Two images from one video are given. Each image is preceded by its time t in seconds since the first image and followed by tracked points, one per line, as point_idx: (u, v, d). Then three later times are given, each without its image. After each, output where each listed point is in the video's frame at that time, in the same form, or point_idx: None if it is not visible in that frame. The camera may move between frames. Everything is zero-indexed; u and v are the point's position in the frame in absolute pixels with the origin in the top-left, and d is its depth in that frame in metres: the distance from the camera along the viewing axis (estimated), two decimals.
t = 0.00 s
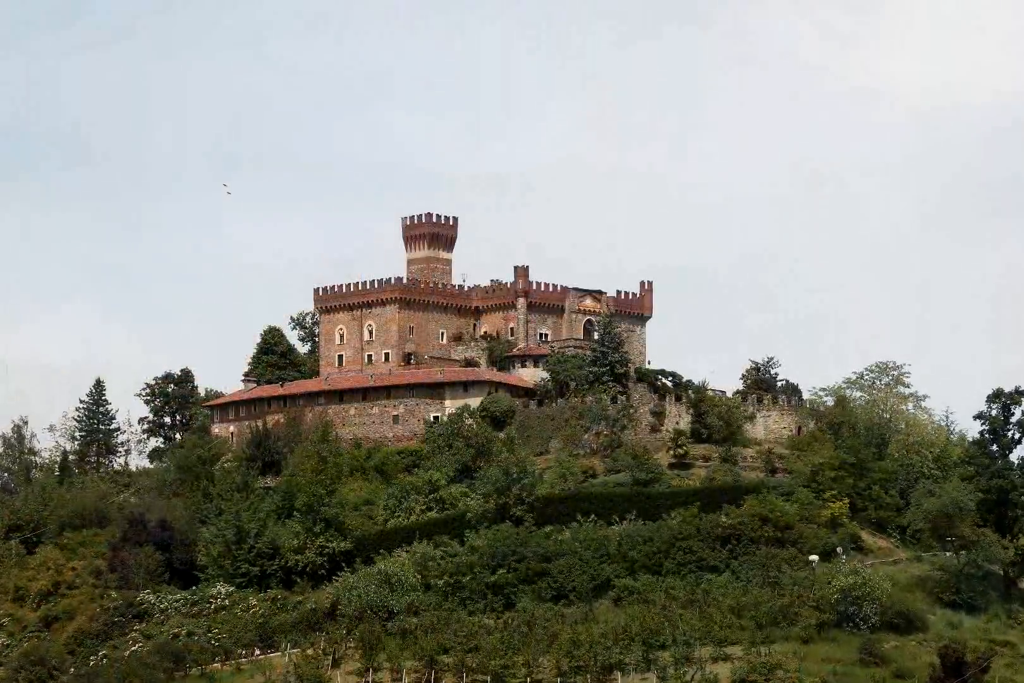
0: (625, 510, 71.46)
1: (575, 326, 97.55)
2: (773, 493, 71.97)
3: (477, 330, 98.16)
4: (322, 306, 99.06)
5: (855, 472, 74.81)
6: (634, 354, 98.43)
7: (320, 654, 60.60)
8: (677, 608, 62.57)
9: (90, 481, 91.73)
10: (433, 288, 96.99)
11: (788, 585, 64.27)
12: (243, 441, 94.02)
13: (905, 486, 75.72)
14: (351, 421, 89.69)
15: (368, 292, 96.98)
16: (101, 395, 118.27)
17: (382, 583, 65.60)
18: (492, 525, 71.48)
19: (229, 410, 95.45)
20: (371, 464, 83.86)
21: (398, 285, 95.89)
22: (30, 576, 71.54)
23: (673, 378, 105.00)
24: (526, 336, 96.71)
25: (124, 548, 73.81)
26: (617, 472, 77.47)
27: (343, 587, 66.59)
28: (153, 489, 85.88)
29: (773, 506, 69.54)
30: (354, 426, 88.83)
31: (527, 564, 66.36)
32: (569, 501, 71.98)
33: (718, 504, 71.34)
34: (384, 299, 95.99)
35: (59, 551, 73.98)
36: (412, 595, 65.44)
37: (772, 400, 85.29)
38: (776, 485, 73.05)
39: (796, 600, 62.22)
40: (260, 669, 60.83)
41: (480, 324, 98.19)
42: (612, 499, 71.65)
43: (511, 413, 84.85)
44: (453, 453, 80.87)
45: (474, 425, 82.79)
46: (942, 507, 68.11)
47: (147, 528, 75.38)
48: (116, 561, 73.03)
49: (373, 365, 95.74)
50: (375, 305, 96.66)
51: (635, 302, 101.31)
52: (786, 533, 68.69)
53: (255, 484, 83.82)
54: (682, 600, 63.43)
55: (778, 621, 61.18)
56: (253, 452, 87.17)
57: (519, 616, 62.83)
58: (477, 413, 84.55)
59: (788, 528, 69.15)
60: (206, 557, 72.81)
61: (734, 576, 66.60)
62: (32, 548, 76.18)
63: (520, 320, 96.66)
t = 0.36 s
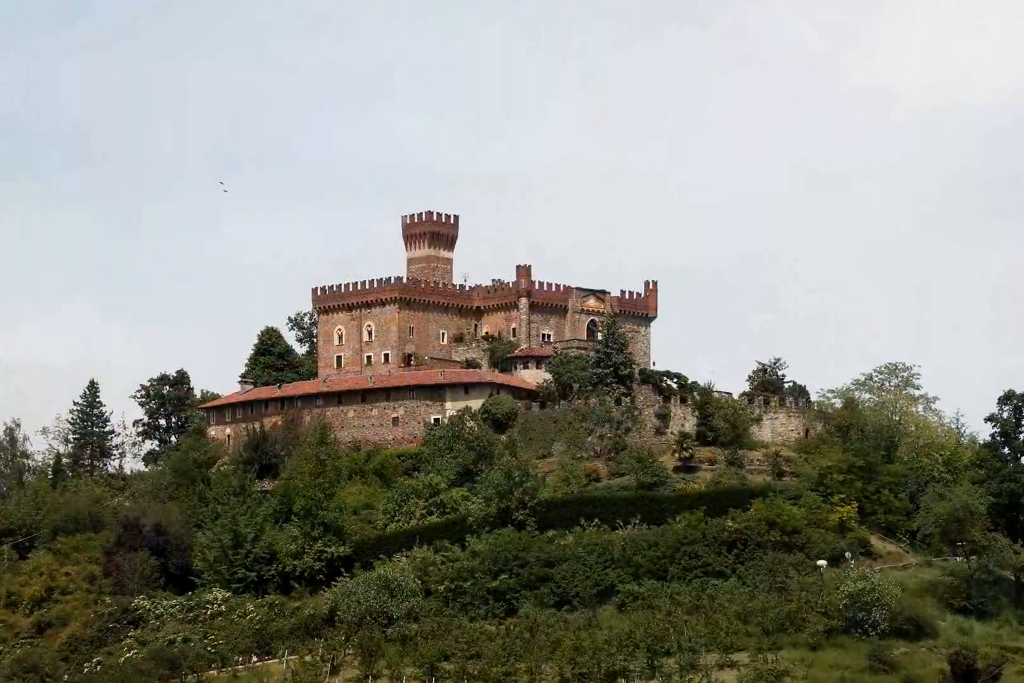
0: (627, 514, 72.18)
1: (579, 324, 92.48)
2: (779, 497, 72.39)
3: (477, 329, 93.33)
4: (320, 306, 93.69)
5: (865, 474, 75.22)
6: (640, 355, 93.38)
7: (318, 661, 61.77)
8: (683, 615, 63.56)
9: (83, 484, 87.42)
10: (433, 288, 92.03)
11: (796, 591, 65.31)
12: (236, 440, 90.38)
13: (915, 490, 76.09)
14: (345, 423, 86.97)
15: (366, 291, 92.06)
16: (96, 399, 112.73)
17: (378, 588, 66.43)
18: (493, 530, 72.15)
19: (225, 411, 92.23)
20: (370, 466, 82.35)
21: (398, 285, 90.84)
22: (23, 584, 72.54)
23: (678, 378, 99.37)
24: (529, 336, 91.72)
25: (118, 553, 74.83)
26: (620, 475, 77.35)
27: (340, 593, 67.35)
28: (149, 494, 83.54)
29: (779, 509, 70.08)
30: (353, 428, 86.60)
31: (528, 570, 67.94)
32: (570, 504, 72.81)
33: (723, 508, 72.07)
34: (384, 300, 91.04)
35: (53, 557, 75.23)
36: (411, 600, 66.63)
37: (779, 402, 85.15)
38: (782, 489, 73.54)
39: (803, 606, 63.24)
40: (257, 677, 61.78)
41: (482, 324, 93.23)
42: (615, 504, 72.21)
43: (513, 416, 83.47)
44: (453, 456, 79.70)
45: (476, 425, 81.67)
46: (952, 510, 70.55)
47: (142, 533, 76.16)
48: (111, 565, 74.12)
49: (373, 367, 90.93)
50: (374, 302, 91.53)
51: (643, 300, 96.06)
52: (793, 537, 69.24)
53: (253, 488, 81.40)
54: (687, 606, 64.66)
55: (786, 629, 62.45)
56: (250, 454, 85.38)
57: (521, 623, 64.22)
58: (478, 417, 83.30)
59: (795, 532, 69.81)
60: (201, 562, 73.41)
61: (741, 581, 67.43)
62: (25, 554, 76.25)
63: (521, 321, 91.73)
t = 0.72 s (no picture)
0: (634, 519, 67.07)
1: (583, 326, 84.55)
2: (790, 502, 67.49)
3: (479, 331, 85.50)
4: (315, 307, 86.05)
5: (877, 479, 69.60)
6: (646, 358, 85.56)
7: (315, 671, 56.55)
8: (689, 623, 59.03)
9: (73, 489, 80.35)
10: (434, 287, 84.46)
11: (806, 597, 60.85)
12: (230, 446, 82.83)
13: (928, 494, 70.55)
14: (342, 427, 79.83)
15: (366, 291, 84.40)
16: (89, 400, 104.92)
17: (377, 596, 60.54)
18: (496, 536, 66.58)
19: (220, 414, 84.64)
20: (369, 471, 75.70)
21: (398, 284, 83.44)
22: (12, 591, 66.61)
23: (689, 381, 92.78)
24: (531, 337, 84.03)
25: (112, 559, 68.40)
26: (625, 481, 71.90)
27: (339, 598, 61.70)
28: (142, 499, 76.76)
29: (788, 514, 65.24)
30: (353, 432, 79.57)
31: (531, 576, 62.52)
32: (575, 509, 67.39)
33: (731, 513, 67.14)
34: (383, 299, 83.59)
35: (43, 563, 68.85)
36: (412, 608, 61.05)
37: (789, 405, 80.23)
38: (792, 493, 68.57)
39: (812, 614, 58.84)
40: None
41: (483, 324, 85.59)
42: (620, 509, 67.14)
43: (517, 418, 77.03)
44: (453, 460, 73.80)
45: (477, 427, 75.62)
46: (965, 515, 65.24)
47: (136, 539, 69.26)
48: (104, 572, 68.00)
49: (371, 370, 83.20)
50: (373, 300, 84.12)
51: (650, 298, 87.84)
52: (803, 542, 64.49)
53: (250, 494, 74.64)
54: (693, 613, 60.00)
55: (797, 638, 58.03)
56: (246, 459, 78.11)
57: (524, 630, 59.30)
58: (479, 419, 76.76)
59: (806, 537, 64.97)
60: (196, 568, 67.34)
61: (749, 589, 62.80)
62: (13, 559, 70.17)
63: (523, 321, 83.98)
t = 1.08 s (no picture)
0: (641, 525, 59.52)
1: (589, 327, 76.34)
2: (801, 509, 60.14)
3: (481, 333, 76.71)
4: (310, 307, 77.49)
5: (891, 485, 62.01)
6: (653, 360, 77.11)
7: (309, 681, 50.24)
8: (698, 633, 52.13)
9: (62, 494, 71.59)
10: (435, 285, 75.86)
11: (818, 605, 53.56)
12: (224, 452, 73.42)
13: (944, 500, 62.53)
14: (340, 432, 71.07)
15: (363, 291, 75.75)
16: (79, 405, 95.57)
17: (377, 605, 53.77)
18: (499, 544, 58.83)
19: (214, 417, 75.04)
20: (367, 477, 67.48)
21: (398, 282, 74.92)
22: None
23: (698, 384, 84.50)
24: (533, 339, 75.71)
25: (102, 567, 59.72)
26: (633, 486, 63.86)
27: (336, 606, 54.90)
28: (133, 505, 68.15)
29: (799, 520, 58.18)
30: (350, 436, 70.80)
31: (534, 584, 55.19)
32: (579, 515, 59.98)
33: (741, 521, 59.54)
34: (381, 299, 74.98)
35: (31, 572, 60.08)
36: (413, 617, 54.16)
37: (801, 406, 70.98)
38: (804, 500, 61.45)
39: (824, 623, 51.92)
40: None
41: (487, 326, 76.83)
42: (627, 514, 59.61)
43: (521, 422, 68.40)
44: (455, 465, 65.43)
45: (482, 431, 66.74)
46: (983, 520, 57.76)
47: (128, 546, 60.75)
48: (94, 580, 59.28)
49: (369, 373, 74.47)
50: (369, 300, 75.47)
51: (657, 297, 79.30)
52: (815, 551, 57.30)
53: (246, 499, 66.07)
54: (703, 622, 52.94)
55: (806, 649, 51.12)
56: (241, 464, 70.82)
57: (525, 642, 52.23)
58: (481, 422, 68.00)
59: (817, 545, 57.78)
60: (189, 577, 58.79)
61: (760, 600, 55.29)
62: None
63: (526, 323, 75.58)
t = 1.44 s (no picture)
0: (649, 534, 49.13)
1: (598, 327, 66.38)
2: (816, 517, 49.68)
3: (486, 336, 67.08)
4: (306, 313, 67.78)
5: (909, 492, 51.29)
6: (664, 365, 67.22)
7: None
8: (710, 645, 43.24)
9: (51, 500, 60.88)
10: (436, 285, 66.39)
11: (832, 617, 44.33)
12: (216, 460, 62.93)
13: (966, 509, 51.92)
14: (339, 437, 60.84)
15: (360, 290, 66.14)
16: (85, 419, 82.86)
17: (375, 615, 45.02)
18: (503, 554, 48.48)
19: (207, 421, 64.72)
20: (365, 482, 57.42)
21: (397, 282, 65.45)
22: None
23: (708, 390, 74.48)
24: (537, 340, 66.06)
25: (92, 576, 49.16)
26: (641, 493, 54.51)
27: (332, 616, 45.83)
28: (123, 511, 57.40)
29: (814, 527, 47.80)
30: (349, 441, 60.70)
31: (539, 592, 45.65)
32: (586, 522, 49.37)
33: (755, 530, 49.26)
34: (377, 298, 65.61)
35: (13, 581, 49.31)
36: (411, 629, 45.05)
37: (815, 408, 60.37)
38: (817, 507, 50.75)
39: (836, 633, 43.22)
40: None
41: (490, 328, 67.13)
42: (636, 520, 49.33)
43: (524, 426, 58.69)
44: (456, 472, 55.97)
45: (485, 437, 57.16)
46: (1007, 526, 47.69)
47: (118, 556, 50.09)
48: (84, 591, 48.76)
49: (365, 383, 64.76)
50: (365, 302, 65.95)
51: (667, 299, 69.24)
52: (831, 560, 46.89)
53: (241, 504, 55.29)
54: (714, 634, 43.90)
55: (820, 662, 42.50)
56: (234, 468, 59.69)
57: (526, 654, 43.74)
58: (481, 426, 58.29)
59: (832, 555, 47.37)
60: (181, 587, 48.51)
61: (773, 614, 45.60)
62: None
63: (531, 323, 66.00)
